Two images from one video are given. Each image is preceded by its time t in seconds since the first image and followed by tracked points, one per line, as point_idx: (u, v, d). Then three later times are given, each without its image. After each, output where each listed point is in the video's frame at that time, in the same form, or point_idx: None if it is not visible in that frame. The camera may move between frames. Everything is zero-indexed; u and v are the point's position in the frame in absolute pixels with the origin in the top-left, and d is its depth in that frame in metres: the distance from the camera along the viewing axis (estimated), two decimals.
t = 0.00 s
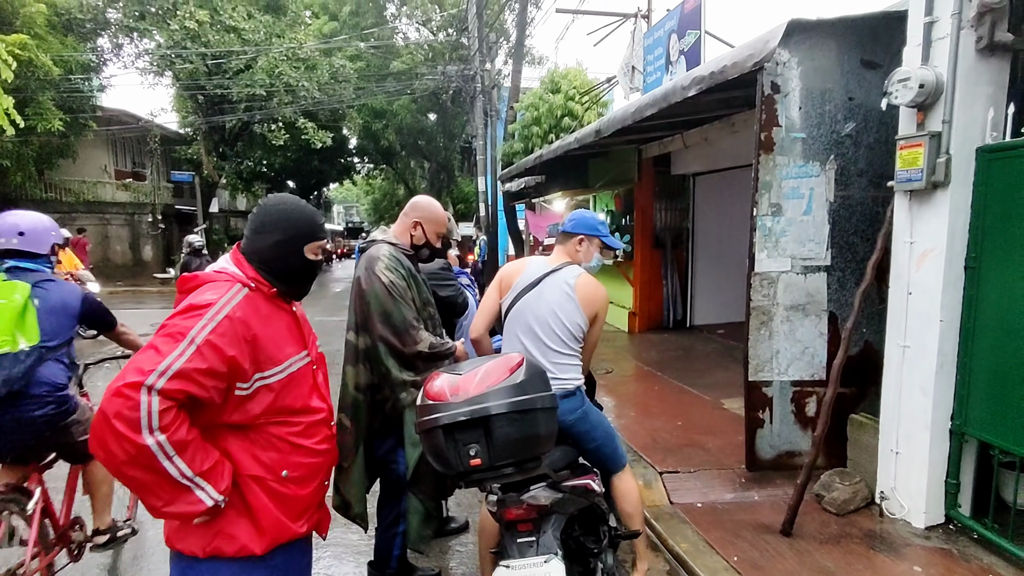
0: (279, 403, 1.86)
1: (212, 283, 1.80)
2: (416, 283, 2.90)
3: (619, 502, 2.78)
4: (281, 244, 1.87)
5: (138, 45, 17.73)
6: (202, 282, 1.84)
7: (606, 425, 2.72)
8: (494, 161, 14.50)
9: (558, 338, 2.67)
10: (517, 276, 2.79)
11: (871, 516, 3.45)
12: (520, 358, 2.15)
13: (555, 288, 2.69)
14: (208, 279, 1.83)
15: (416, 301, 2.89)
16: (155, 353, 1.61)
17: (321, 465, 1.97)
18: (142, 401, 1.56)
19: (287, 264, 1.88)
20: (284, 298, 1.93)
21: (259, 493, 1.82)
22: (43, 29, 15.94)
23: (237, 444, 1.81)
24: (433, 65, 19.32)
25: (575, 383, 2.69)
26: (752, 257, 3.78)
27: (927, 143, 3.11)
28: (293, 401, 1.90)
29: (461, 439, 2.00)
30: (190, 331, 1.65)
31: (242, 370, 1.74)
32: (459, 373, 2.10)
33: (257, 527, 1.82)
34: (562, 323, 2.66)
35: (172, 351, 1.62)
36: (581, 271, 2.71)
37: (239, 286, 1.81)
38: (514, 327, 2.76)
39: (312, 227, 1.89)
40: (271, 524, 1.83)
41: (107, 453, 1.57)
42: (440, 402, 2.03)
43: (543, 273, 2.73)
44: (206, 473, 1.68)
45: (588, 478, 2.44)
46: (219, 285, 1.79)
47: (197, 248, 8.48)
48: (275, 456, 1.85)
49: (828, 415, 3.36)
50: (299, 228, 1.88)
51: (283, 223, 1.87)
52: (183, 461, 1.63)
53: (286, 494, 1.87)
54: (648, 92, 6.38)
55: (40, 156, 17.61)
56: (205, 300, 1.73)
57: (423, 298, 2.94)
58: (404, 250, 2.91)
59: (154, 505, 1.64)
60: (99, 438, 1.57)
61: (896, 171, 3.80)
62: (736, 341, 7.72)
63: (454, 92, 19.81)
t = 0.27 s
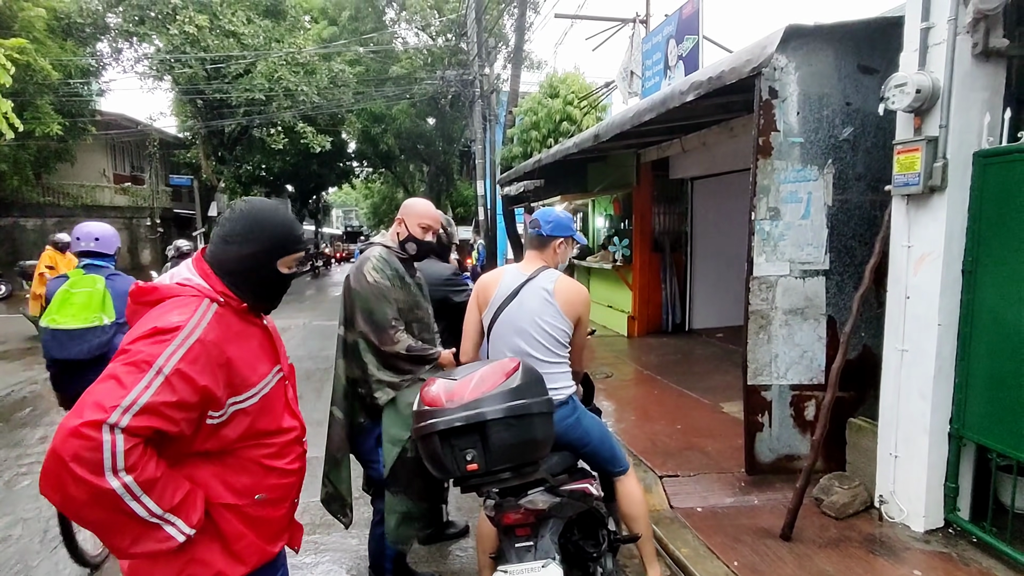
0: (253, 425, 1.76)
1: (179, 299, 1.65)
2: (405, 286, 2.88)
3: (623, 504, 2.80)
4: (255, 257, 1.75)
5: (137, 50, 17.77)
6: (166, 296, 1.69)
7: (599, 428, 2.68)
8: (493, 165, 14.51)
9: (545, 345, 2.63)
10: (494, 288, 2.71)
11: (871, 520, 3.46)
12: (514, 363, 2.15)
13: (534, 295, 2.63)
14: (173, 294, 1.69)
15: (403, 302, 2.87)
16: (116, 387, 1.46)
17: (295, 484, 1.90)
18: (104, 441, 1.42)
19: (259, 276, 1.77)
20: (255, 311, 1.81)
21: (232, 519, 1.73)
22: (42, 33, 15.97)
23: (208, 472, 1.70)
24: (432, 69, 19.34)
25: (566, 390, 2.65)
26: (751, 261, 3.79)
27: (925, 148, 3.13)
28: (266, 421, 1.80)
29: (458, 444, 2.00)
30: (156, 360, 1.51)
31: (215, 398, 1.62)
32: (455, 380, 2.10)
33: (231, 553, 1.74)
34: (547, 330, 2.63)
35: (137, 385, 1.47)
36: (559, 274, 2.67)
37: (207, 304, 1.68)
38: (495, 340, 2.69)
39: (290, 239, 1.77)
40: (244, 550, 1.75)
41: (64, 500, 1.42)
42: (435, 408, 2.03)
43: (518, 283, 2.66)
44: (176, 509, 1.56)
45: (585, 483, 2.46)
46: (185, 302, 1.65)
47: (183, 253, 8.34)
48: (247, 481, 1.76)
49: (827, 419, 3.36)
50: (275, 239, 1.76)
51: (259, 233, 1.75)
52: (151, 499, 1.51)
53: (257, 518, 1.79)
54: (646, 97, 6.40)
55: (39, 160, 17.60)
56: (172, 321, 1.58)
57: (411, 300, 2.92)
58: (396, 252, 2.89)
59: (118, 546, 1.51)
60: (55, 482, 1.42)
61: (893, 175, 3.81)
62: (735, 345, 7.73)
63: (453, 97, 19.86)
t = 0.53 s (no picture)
0: (240, 434, 1.79)
1: (155, 310, 1.65)
2: (394, 286, 2.87)
3: (634, 513, 2.79)
4: (232, 262, 1.78)
5: (139, 51, 17.78)
6: (141, 305, 1.68)
7: (618, 438, 2.70)
8: (495, 166, 14.51)
9: (576, 353, 2.66)
10: (516, 300, 2.65)
11: (874, 524, 3.44)
12: (539, 368, 2.16)
13: (559, 304, 2.63)
14: (148, 303, 1.68)
15: (389, 301, 2.86)
16: (101, 406, 1.45)
17: (281, 490, 1.92)
18: (93, 460, 1.41)
19: (237, 280, 1.79)
20: (232, 315, 1.83)
21: (225, 528, 1.75)
22: (46, 34, 16.00)
23: (197, 483, 1.70)
24: (434, 70, 19.35)
25: (592, 397, 2.67)
26: (753, 263, 3.78)
27: (928, 150, 3.12)
28: (251, 428, 1.83)
29: (481, 447, 2.00)
30: (140, 375, 1.51)
31: (202, 408, 1.63)
32: (481, 382, 2.12)
33: (227, 562, 1.75)
34: (575, 338, 2.64)
35: (121, 401, 1.47)
36: (578, 280, 2.68)
37: (184, 313, 1.68)
38: (522, 354, 2.65)
39: (267, 243, 1.79)
40: (238, 558, 1.77)
41: (55, 523, 1.41)
42: (461, 408, 2.05)
43: (540, 293, 2.64)
44: (172, 522, 1.57)
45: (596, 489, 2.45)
46: (163, 312, 1.65)
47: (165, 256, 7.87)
48: (236, 488, 1.78)
49: (829, 421, 3.35)
50: (251, 244, 1.78)
51: (234, 238, 1.77)
52: (146, 515, 1.51)
53: (247, 525, 1.81)
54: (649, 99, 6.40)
55: (42, 161, 17.61)
56: (151, 333, 1.58)
57: (398, 300, 2.90)
58: (388, 253, 2.90)
59: (114, 566, 1.51)
60: (44, 505, 1.41)
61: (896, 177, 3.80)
62: (737, 347, 7.72)
63: (455, 98, 19.86)
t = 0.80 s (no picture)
0: (245, 426, 1.83)
1: (155, 306, 1.69)
2: (386, 287, 2.85)
3: (644, 515, 2.77)
4: (226, 259, 1.80)
5: (149, 53, 17.91)
6: (141, 303, 1.72)
7: (631, 441, 2.70)
8: (501, 167, 14.50)
9: (605, 361, 2.65)
10: (548, 305, 2.59)
11: (883, 526, 3.42)
12: (553, 369, 2.15)
13: (592, 310, 2.59)
14: (148, 300, 1.72)
15: (381, 303, 2.83)
16: (113, 397, 1.51)
17: (285, 482, 1.96)
18: (108, 450, 1.47)
19: (234, 279, 1.82)
20: (231, 312, 1.86)
21: (233, 519, 1.79)
22: (57, 36, 16.09)
23: (204, 474, 1.75)
24: (441, 71, 19.37)
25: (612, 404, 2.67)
26: (761, 263, 3.76)
27: (939, 150, 3.09)
28: (254, 421, 1.87)
29: (493, 447, 1.99)
30: (147, 367, 1.56)
31: (207, 399, 1.68)
32: (493, 382, 2.10)
33: (237, 553, 1.80)
34: (605, 345, 2.62)
35: (131, 393, 1.52)
36: (612, 286, 2.64)
37: (185, 309, 1.72)
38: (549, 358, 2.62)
39: (262, 239, 1.81)
40: (247, 550, 1.81)
41: (73, 514, 1.47)
42: (473, 407, 2.04)
43: (573, 299, 2.59)
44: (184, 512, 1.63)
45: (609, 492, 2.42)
46: (165, 308, 1.69)
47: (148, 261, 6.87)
48: (242, 479, 1.82)
49: (838, 423, 3.33)
50: (247, 240, 1.81)
51: (228, 234, 1.80)
52: (159, 504, 1.57)
53: (253, 516, 1.85)
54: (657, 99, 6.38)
55: (53, 162, 17.69)
56: (155, 327, 1.63)
57: (390, 301, 2.87)
58: (376, 254, 2.87)
59: (131, 554, 1.57)
60: (61, 497, 1.46)
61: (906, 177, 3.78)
62: (745, 348, 7.68)
63: (462, 98, 19.85)
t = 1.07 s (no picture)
0: (257, 415, 1.87)
1: (175, 296, 1.76)
2: (376, 293, 2.83)
3: (659, 518, 2.74)
4: (240, 254, 1.87)
5: (165, 55, 18.00)
6: (159, 294, 1.77)
7: (649, 445, 2.69)
8: (513, 167, 14.51)
9: (628, 364, 2.66)
10: (574, 306, 2.58)
11: (900, 530, 3.38)
12: (570, 369, 2.15)
13: (618, 313, 2.59)
14: (167, 291, 1.78)
15: (370, 311, 2.80)
16: (141, 377, 1.57)
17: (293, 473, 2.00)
18: (137, 426, 1.53)
19: (248, 274, 1.89)
20: (244, 307, 1.92)
21: (243, 506, 1.83)
22: (76, 39, 16.29)
23: (218, 461, 1.79)
24: (453, 72, 19.40)
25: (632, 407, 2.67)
26: (776, 264, 3.73)
27: (957, 149, 3.06)
28: (265, 410, 1.91)
29: (509, 447, 1.99)
30: (171, 351, 1.62)
31: (224, 385, 1.74)
32: (510, 382, 2.11)
33: (246, 539, 1.83)
34: (629, 348, 2.63)
35: (157, 374, 1.59)
36: (637, 289, 2.64)
37: (203, 298, 1.78)
38: (573, 358, 2.61)
39: (274, 237, 1.89)
40: (256, 537, 1.85)
41: (102, 488, 1.52)
42: (490, 408, 2.04)
43: (600, 301, 2.58)
44: (201, 493, 1.67)
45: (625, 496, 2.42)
46: (185, 297, 1.75)
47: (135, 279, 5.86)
48: (253, 467, 1.86)
49: (854, 425, 3.31)
50: (262, 237, 1.88)
51: (241, 231, 1.86)
52: (180, 483, 1.62)
53: (263, 504, 1.89)
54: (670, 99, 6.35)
55: (72, 163, 17.89)
56: (176, 314, 1.69)
57: (380, 308, 2.84)
58: (363, 260, 2.83)
59: (150, 532, 1.61)
60: (91, 471, 1.51)
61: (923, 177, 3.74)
62: (759, 349, 7.62)
63: (474, 99, 19.88)
